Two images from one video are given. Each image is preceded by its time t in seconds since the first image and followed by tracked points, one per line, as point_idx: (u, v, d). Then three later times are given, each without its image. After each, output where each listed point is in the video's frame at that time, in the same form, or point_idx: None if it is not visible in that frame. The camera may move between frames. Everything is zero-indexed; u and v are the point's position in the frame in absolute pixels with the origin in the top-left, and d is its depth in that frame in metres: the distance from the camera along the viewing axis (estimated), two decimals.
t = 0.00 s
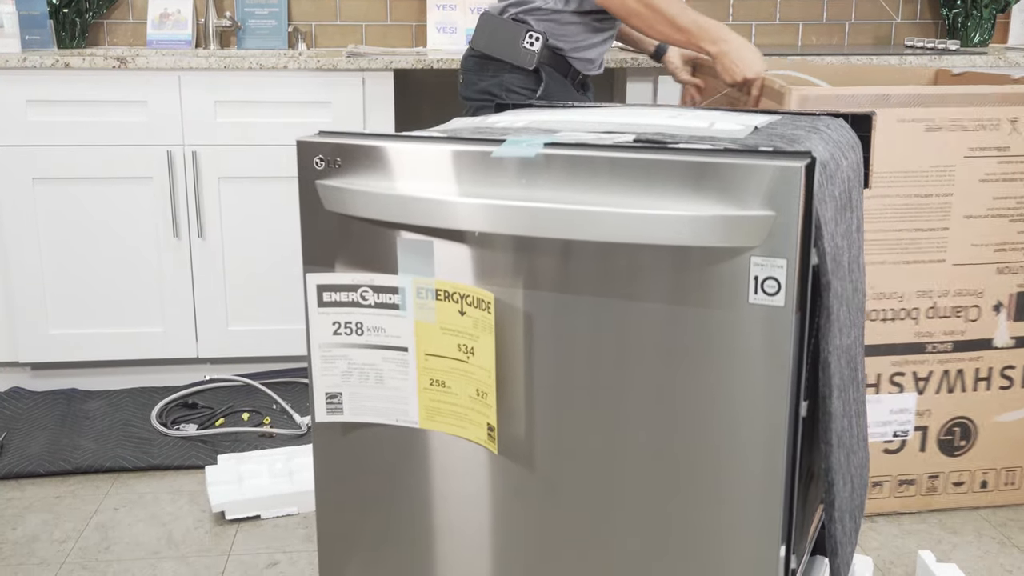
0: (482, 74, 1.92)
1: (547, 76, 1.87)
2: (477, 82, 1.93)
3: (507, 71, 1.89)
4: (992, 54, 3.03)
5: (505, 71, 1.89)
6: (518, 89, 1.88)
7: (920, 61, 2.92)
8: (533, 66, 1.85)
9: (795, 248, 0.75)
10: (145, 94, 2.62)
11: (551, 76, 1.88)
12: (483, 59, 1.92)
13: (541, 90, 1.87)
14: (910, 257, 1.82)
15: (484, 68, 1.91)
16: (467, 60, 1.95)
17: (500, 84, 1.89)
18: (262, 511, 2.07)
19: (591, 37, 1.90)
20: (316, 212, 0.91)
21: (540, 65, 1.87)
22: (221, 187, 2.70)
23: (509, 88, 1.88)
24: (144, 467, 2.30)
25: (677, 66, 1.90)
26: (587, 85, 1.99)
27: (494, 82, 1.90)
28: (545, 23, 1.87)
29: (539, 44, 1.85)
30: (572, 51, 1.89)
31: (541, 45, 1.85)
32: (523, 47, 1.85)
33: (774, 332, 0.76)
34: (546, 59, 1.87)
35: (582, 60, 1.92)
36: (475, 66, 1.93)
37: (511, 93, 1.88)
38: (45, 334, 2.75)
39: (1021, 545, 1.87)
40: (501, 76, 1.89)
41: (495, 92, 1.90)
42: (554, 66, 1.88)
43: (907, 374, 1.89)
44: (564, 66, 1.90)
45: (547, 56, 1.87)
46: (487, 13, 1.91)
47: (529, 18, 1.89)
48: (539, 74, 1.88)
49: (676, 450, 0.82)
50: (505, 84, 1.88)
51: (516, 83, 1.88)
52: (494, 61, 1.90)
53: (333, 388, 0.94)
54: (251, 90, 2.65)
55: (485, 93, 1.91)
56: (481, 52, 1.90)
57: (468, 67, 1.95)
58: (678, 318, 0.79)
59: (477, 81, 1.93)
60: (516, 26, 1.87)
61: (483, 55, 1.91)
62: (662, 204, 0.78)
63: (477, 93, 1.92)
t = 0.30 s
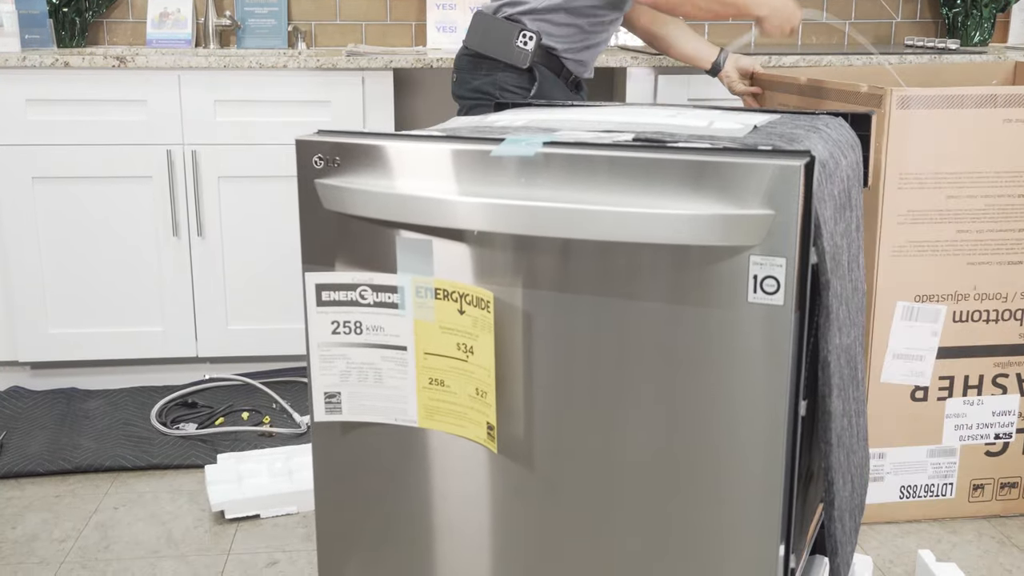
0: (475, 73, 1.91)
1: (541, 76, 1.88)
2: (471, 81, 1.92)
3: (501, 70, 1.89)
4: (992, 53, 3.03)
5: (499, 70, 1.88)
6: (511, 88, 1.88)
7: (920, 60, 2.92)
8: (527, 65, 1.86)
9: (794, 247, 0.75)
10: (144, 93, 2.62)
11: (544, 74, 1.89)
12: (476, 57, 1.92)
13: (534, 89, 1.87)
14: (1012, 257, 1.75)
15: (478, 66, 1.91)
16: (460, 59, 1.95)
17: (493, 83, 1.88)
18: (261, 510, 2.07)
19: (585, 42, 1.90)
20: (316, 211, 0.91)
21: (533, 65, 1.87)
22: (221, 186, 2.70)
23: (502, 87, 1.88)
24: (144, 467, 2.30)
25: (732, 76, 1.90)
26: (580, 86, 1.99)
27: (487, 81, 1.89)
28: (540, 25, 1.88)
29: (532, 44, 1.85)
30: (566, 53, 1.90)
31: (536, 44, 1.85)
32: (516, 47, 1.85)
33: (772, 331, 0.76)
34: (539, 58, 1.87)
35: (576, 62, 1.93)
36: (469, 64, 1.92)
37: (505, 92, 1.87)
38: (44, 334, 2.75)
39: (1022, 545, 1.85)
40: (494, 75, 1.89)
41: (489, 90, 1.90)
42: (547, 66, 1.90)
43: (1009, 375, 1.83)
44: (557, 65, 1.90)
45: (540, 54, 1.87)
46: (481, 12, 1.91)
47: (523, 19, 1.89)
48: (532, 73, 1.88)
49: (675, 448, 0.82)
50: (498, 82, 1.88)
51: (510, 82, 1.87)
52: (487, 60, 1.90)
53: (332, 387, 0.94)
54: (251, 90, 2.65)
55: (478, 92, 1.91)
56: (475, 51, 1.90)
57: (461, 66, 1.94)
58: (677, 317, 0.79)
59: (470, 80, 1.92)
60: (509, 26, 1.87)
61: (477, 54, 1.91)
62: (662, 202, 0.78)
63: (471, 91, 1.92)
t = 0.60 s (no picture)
0: (475, 70, 1.90)
1: (541, 80, 1.87)
2: (469, 79, 1.92)
3: (501, 69, 1.88)
4: (991, 55, 3.03)
5: (500, 70, 1.88)
6: (510, 90, 1.87)
7: (920, 61, 2.92)
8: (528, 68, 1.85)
9: (794, 249, 0.75)
10: (144, 95, 2.63)
11: (543, 79, 1.88)
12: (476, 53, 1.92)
13: (533, 93, 1.87)
14: (1012, 258, 1.75)
15: (479, 64, 1.90)
16: (460, 55, 1.94)
17: (493, 83, 1.88)
18: (261, 512, 2.07)
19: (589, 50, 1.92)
20: (316, 214, 0.91)
21: (535, 68, 1.87)
22: (220, 187, 2.70)
23: (502, 88, 1.87)
24: (144, 468, 2.30)
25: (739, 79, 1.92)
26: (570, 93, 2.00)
27: (487, 79, 1.89)
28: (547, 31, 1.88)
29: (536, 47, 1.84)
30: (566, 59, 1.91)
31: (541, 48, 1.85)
32: (520, 48, 1.84)
33: (771, 333, 0.76)
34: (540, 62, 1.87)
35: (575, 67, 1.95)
36: (470, 61, 1.92)
37: (504, 93, 1.87)
38: (45, 335, 2.75)
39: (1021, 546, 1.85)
40: (495, 74, 1.88)
41: (487, 89, 1.90)
42: (546, 71, 1.90)
43: (1008, 376, 1.83)
44: (555, 69, 1.91)
45: (541, 58, 1.87)
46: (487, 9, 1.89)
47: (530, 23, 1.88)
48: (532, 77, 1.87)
49: (674, 450, 0.82)
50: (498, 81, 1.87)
51: (509, 83, 1.87)
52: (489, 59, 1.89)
53: (331, 389, 0.94)
54: (251, 91, 2.65)
55: (477, 90, 1.91)
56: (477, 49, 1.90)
57: (461, 62, 1.93)
58: (677, 319, 0.79)
59: (470, 77, 1.92)
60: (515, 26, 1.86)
61: (478, 52, 1.90)
62: (661, 205, 0.78)
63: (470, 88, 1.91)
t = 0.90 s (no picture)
0: (469, 77, 1.90)
1: (535, 86, 1.88)
2: (463, 86, 1.92)
3: (494, 76, 1.88)
4: (990, 60, 3.03)
5: (493, 76, 1.88)
6: (505, 96, 1.87)
7: (920, 66, 2.92)
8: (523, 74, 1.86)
9: (793, 256, 0.75)
10: (145, 99, 2.63)
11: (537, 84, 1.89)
12: (470, 61, 1.91)
13: (527, 98, 1.87)
14: (1011, 263, 1.75)
15: (472, 71, 1.90)
16: (453, 64, 1.94)
17: (487, 90, 1.88)
18: (261, 518, 2.06)
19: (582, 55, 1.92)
20: (315, 220, 0.91)
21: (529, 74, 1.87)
22: (221, 192, 2.70)
23: (496, 94, 1.87)
24: (144, 474, 2.30)
25: (744, 84, 1.89)
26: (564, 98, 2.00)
27: (480, 87, 1.88)
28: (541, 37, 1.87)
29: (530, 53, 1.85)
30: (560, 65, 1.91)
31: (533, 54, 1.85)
32: (513, 55, 1.85)
33: (770, 340, 0.77)
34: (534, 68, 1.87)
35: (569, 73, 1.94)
36: (463, 69, 1.91)
37: (498, 99, 1.87)
38: (45, 340, 2.75)
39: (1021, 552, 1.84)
40: (488, 81, 1.89)
41: (482, 97, 1.89)
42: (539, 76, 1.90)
43: (1008, 382, 1.83)
44: (548, 76, 1.92)
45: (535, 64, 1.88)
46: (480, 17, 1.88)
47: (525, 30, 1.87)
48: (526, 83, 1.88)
49: (674, 457, 0.82)
50: (491, 89, 1.87)
51: (504, 89, 1.87)
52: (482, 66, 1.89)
53: (331, 396, 0.94)
54: (252, 95, 2.65)
55: (471, 97, 1.90)
56: (470, 56, 1.89)
57: (454, 70, 1.93)
58: (676, 326, 0.79)
59: (464, 85, 1.91)
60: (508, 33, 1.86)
61: (471, 59, 1.90)
62: (661, 210, 0.78)
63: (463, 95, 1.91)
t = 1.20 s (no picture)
0: (428, 126, 1.69)
1: (497, 130, 1.64)
2: (423, 136, 1.71)
3: (452, 124, 1.66)
4: (986, 105, 3.04)
5: (452, 123, 1.66)
6: (463, 142, 1.64)
7: (916, 111, 2.94)
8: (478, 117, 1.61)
9: (790, 312, 0.75)
10: (146, 144, 2.65)
11: (500, 130, 1.64)
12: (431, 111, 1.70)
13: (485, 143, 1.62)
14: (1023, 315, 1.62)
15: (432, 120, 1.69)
16: (417, 116, 1.74)
17: (446, 137, 1.66)
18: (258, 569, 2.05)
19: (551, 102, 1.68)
20: (315, 273, 0.91)
21: (489, 119, 1.64)
22: (221, 238, 2.71)
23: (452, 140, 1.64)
24: (140, 525, 2.28)
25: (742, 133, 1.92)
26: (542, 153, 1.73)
27: (439, 135, 1.67)
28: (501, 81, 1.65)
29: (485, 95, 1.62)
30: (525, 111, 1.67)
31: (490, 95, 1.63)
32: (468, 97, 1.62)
33: (769, 395, 0.77)
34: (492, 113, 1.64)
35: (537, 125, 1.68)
36: (424, 119, 1.71)
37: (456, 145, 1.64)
38: (43, 384, 2.74)
39: None
40: (447, 128, 1.67)
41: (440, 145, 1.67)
42: (502, 122, 1.65)
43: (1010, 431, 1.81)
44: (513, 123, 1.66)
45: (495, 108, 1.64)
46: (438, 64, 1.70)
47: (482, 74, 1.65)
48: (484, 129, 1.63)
49: (673, 513, 0.81)
50: (449, 136, 1.65)
51: (461, 134, 1.64)
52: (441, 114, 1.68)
53: (328, 451, 0.94)
54: (253, 139, 2.67)
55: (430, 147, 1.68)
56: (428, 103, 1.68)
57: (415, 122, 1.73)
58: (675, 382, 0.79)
59: (426, 135, 1.71)
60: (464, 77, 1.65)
61: (431, 107, 1.69)
62: (659, 266, 0.78)
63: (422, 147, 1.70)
